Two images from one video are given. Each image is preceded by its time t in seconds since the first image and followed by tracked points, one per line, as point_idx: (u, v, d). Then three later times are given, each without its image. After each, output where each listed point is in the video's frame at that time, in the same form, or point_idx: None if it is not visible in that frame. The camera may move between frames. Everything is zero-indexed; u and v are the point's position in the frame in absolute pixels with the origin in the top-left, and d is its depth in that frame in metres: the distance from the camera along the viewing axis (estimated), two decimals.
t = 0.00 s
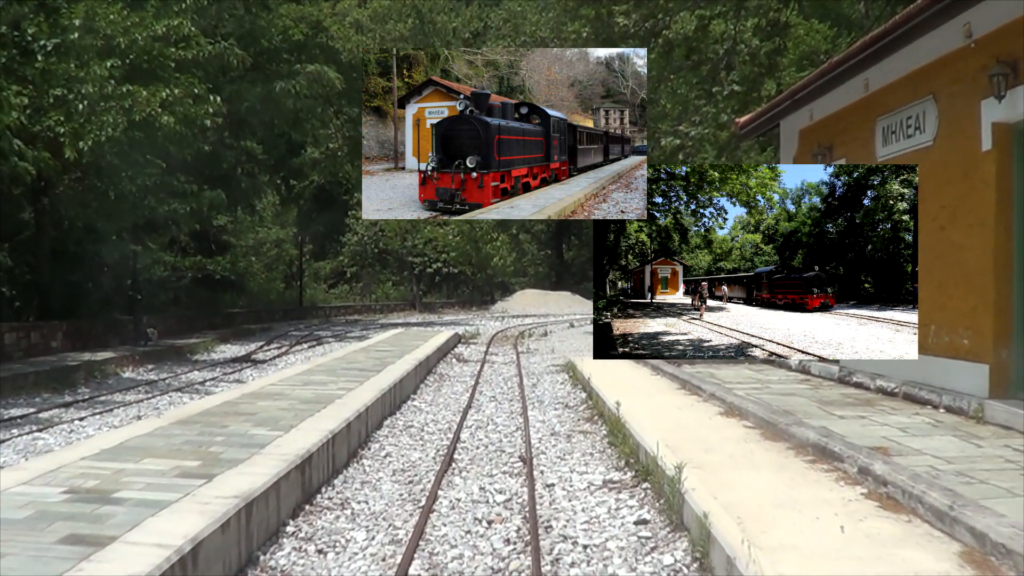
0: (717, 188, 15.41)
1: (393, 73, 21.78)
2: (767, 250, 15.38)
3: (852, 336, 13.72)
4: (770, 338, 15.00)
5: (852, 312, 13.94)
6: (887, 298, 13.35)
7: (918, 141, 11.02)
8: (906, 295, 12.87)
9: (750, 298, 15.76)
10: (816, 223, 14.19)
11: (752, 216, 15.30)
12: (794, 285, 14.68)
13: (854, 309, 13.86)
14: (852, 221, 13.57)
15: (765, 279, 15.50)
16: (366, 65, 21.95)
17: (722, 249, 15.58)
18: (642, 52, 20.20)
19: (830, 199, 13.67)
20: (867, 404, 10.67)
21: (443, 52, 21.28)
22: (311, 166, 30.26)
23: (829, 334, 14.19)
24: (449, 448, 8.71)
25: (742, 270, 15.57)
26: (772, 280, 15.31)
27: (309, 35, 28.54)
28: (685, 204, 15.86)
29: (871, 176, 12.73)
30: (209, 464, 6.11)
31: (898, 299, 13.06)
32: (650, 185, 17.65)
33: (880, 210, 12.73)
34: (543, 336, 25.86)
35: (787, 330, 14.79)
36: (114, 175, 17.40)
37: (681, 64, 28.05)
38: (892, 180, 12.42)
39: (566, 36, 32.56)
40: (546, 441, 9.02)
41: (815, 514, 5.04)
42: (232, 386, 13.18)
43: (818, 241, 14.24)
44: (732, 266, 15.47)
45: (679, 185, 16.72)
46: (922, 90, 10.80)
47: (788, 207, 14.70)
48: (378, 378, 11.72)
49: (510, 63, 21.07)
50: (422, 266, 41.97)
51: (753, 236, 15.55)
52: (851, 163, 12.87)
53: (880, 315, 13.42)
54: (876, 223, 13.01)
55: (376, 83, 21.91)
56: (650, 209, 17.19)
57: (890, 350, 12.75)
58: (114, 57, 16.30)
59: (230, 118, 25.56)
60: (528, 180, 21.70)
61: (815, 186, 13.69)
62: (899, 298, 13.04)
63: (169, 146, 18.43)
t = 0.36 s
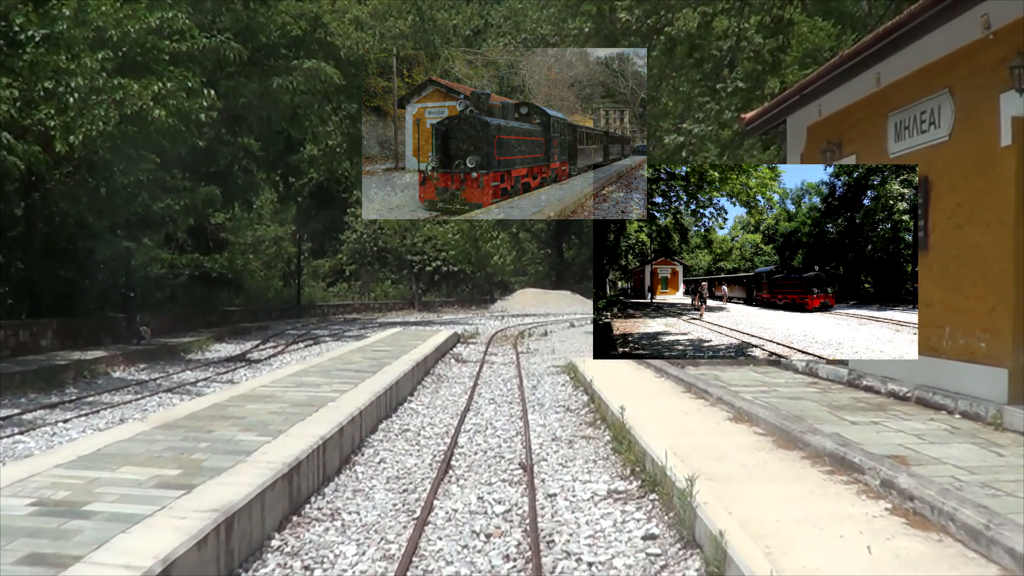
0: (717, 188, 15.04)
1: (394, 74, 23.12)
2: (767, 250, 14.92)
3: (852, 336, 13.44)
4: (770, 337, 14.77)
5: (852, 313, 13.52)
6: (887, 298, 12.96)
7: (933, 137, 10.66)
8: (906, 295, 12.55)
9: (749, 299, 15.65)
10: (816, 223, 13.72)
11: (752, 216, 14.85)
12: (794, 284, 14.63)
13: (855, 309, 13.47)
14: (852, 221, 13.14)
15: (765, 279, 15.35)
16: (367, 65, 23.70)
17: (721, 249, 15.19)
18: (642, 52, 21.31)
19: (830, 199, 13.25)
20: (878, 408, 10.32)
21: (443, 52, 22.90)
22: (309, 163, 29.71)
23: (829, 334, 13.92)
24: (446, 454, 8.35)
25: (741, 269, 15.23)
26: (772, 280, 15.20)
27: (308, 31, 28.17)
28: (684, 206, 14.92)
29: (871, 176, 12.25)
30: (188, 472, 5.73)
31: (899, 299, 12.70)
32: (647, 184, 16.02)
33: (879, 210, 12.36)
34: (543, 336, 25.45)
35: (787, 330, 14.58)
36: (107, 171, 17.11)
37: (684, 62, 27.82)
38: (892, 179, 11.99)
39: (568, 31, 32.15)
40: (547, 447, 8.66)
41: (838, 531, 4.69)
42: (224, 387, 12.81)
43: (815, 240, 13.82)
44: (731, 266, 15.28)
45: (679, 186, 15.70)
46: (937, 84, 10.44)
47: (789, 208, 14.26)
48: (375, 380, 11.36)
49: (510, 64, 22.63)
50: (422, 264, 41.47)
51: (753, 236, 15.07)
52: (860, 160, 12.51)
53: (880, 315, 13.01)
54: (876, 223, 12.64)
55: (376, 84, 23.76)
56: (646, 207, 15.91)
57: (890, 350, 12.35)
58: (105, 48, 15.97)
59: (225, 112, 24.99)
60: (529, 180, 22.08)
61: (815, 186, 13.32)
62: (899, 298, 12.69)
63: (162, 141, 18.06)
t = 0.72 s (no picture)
0: (717, 188, 14.69)
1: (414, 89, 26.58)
2: (767, 250, 14.52)
3: (852, 336, 13.00)
4: (769, 338, 14.35)
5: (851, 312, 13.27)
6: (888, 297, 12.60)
7: (945, 129, 10.25)
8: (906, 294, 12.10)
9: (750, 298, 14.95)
10: (816, 223, 13.51)
11: (751, 216, 14.45)
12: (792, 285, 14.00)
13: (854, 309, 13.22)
14: (852, 221, 12.97)
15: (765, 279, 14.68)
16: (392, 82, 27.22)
17: (721, 248, 14.90)
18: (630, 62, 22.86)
19: (830, 198, 13.07)
20: (889, 409, 9.97)
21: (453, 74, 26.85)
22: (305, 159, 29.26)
23: (829, 334, 13.42)
24: (442, 459, 7.99)
25: (742, 269, 15.00)
26: (772, 279, 14.53)
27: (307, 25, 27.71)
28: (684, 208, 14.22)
29: (871, 176, 12.06)
30: (163, 483, 5.36)
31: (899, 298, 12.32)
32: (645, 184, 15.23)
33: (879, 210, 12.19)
34: (543, 335, 24.96)
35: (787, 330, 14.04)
36: (95, 164, 16.56)
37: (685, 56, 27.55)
38: (892, 179, 11.76)
39: (569, 25, 31.51)
40: (547, 451, 8.30)
41: (865, 550, 4.32)
42: (215, 387, 12.42)
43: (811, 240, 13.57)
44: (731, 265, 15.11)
45: (678, 186, 14.98)
46: (953, 73, 10.03)
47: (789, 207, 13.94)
48: (370, 380, 10.96)
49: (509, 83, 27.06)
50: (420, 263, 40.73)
51: (752, 236, 14.65)
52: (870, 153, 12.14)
53: (880, 315, 12.45)
54: (876, 223, 12.46)
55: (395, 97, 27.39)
56: (643, 207, 15.10)
57: (890, 350, 11.70)
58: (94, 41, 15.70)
59: (219, 107, 24.41)
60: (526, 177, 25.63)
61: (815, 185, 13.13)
62: (899, 298, 12.28)
63: (153, 136, 17.64)
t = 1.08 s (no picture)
0: (717, 189, 13.91)
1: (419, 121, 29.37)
2: (767, 250, 14.02)
3: (852, 336, 12.92)
4: (769, 338, 13.89)
5: (852, 313, 13.02)
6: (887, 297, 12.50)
7: (957, 117, 9.86)
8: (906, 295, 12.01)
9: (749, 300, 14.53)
10: (816, 223, 13.20)
11: (752, 216, 13.97)
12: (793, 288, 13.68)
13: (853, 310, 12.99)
14: (852, 221, 12.78)
15: (765, 279, 14.24)
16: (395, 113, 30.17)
17: (721, 249, 14.29)
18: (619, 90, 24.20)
19: (830, 199, 12.88)
20: (901, 407, 9.63)
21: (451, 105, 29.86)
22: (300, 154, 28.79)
23: (829, 334, 13.29)
24: (438, 462, 7.63)
25: (742, 269, 14.52)
26: (772, 280, 14.12)
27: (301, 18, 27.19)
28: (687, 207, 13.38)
29: (871, 176, 12.01)
30: (133, 495, 5.00)
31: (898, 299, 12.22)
32: (645, 183, 14.19)
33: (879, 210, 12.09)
34: (541, 330, 24.62)
35: (787, 329, 13.74)
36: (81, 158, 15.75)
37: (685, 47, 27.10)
38: (892, 179, 11.65)
39: (567, 16, 30.94)
40: (548, 453, 7.95)
41: (895, 567, 3.96)
42: (204, 387, 12.05)
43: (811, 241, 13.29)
44: (731, 266, 14.55)
45: (678, 186, 14.15)
46: (967, 58, 9.63)
47: (789, 207, 13.56)
48: (362, 379, 10.58)
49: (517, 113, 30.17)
50: (417, 259, 40.32)
51: (752, 236, 14.16)
52: (878, 143, 11.76)
53: (880, 315, 12.52)
54: (875, 223, 12.33)
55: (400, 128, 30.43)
56: (643, 207, 14.15)
57: (890, 350, 11.79)
58: (80, 32, 15.13)
59: (211, 100, 23.86)
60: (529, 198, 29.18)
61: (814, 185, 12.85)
62: (899, 298, 12.20)
63: (142, 131, 17.18)
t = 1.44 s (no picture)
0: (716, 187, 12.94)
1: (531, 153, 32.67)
2: (767, 250, 12.73)
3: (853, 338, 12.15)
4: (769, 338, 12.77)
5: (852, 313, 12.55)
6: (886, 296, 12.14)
7: (975, 112, 9.50)
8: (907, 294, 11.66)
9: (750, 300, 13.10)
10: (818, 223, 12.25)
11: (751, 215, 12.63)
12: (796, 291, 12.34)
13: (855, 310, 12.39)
14: (852, 221, 12.20)
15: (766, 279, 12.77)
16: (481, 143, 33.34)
17: (721, 249, 12.94)
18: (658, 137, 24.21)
19: (830, 198, 12.22)
20: (917, 414, 9.26)
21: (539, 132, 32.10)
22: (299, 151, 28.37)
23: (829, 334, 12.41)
24: (434, 471, 7.27)
25: (741, 269, 13.05)
26: (772, 280, 12.69)
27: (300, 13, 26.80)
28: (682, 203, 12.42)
29: (871, 176, 11.67)
30: (102, 513, 4.62)
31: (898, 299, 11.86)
32: (645, 183, 13.31)
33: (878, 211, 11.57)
34: (542, 331, 24.26)
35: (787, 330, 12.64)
36: (73, 153, 15.08)
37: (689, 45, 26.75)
38: (892, 179, 11.35)
39: (569, 14, 30.58)
40: (549, 462, 7.57)
41: None
42: (194, 389, 11.64)
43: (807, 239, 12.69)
44: (732, 267, 13.13)
45: (678, 185, 13.28)
46: (986, 51, 9.28)
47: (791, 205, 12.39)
48: (356, 381, 10.20)
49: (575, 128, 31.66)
50: (416, 257, 39.93)
51: (753, 236, 12.79)
52: (892, 140, 11.41)
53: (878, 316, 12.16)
54: (875, 225, 11.83)
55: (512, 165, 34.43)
56: (643, 207, 13.27)
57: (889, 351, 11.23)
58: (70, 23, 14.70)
59: (208, 95, 23.44)
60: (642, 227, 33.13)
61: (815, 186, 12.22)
62: (899, 298, 11.86)
63: (136, 125, 16.79)
